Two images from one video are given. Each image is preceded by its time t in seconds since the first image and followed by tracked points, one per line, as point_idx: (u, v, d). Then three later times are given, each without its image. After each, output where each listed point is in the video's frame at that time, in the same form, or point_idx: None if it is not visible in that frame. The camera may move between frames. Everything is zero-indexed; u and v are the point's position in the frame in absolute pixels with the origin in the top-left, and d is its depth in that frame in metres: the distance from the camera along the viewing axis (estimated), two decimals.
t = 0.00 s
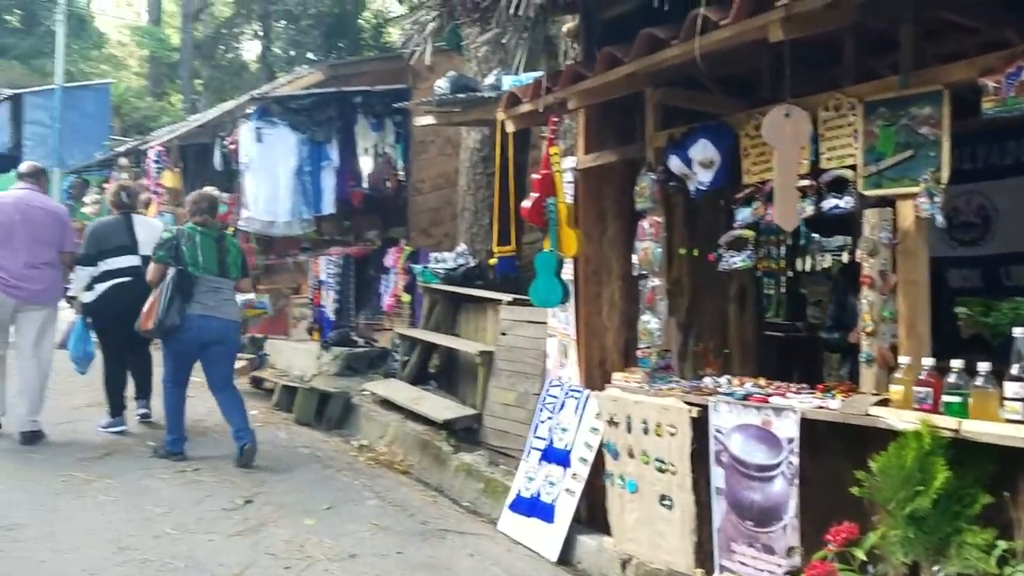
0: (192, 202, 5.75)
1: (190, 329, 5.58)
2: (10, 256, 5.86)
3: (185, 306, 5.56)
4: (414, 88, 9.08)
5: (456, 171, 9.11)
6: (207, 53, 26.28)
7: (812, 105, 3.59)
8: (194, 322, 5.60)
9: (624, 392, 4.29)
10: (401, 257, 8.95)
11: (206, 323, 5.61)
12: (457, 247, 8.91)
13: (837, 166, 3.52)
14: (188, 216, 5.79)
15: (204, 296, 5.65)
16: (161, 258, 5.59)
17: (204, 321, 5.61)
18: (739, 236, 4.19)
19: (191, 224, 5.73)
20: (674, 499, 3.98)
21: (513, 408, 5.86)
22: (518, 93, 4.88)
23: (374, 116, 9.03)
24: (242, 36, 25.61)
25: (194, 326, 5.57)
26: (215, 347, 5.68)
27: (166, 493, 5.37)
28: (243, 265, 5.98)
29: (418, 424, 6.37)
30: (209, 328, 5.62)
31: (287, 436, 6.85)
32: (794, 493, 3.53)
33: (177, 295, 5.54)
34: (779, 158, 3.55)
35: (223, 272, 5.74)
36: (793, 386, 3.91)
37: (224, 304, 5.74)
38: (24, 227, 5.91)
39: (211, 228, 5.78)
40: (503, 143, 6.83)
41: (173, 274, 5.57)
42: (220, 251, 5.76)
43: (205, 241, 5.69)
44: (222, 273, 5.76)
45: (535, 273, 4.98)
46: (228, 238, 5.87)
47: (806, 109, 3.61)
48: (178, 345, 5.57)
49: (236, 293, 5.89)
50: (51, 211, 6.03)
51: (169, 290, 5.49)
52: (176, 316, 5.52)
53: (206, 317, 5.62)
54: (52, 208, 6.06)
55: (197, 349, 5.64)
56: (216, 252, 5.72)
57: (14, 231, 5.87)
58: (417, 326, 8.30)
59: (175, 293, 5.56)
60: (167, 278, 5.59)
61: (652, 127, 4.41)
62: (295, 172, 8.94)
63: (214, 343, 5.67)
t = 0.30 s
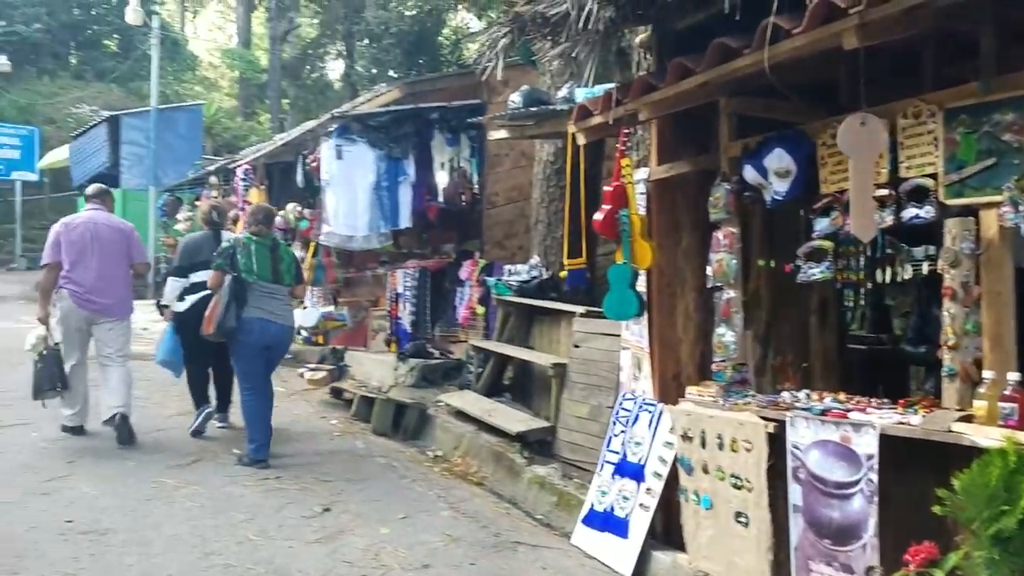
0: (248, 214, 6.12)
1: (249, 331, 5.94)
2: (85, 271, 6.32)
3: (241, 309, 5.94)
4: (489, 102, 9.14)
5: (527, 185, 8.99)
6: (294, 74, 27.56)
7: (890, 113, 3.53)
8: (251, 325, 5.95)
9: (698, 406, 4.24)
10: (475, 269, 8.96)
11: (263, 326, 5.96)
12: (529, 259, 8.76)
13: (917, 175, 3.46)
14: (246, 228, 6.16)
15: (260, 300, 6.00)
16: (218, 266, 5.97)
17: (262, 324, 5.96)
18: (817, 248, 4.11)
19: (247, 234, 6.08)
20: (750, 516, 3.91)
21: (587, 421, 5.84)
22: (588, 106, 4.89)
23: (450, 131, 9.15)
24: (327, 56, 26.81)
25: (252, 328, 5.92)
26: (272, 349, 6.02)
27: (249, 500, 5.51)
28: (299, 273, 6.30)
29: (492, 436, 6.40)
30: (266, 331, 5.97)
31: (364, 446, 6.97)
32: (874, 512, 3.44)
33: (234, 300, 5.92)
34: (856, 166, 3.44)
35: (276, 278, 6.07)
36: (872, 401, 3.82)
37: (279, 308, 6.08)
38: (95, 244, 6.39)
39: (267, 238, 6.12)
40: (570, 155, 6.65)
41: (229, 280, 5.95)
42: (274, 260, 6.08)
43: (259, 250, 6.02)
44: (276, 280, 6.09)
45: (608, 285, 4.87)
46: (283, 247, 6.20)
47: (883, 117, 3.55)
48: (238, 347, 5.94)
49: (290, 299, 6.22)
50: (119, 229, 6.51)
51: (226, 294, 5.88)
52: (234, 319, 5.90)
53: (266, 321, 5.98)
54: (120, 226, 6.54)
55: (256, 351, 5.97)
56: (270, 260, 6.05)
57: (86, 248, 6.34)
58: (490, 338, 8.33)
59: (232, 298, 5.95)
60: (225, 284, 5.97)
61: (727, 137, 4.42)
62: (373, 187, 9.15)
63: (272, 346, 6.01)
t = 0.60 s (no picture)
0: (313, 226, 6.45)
1: (316, 338, 6.29)
2: (161, 274, 6.95)
3: (311, 318, 6.27)
4: (563, 111, 9.21)
5: (604, 192, 9.29)
6: (374, 87, 28.38)
7: (974, 117, 3.42)
8: (318, 332, 6.30)
9: (778, 418, 4.14)
10: (549, 277, 8.93)
11: (330, 333, 6.31)
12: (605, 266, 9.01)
13: (1004, 179, 3.34)
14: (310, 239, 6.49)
15: (327, 309, 6.35)
16: (289, 276, 6.30)
17: (329, 331, 6.31)
18: (900, 254, 3.98)
19: (314, 246, 6.43)
20: (831, 531, 3.81)
21: (662, 431, 5.78)
22: (662, 112, 4.84)
23: (524, 141, 9.15)
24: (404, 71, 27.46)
25: (320, 335, 6.27)
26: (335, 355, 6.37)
27: (327, 505, 5.61)
28: (357, 282, 6.65)
29: (565, 445, 6.38)
30: (332, 338, 6.32)
31: (439, 453, 7.03)
32: (960, 527, 3.32)
33: (305, 309, 6.26)
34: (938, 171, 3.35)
35: (342, 287, 6.43)
36: (960, 413, 3.69)
37: (342, 316, 6.44)
38: (169, 249, 7.01)
39: (330, 249, 6.47)
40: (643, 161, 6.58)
41: (299, 290, 6.29)
42: (338, 270, 6.44)
43: (326, 260, 6.38)
44: (339, 288, 6.45)
45: (686, 294, 4.79)
46: (344, 257, 6.56)
47: (968, 120, 3.44)
48: (306, 353, 6.28)
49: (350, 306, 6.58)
50: (189, 234, 7.16)
51: (298, 304, 6.21)
52: (304, 327, 6.23)
53: (332, 328, 6.33)
54: (190, 233, 7.20)
55: (320, 357, 6.32)
56: (336, 270, 6.40)
57: (161, 254, 6.98)
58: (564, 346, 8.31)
59: (301, 307, 6.28)
60: (294, 293, 6.29)
61: (804, 141, 4.28)
62: (448, 198, 9.21)
63: (335, 351, 6.37)
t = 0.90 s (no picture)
0: (375, 240, 6.71)
1: (377, 346, 6.51)
2: (240, 295, 7.18)
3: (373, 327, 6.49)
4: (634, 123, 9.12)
5: (677, 205, 9.08)
6: (446, 104, 28.72)
7: None
8: (379, 341, 6.53)
9: (861, 435, 4.03)
10: (621, 291, 8.87)
11: (390, 342, 6.52)
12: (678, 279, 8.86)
13: None
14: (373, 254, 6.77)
15: (388, 319, 6.56)
16: (353, 287, 6.55)
17: (388, 340, 6.52)
18: (987, 267, 3.83)
19: (376, 259, 6.68)
20: (917, 553, 3.68)
21: (741, 448, 5.67)
22: (737, 123, 4.79)
23: (595, 154, 9.08)
24: (477, 87, 27.75)
25: (381, 344, 6.49)
26: (393, 363, 6.58)
27: (402, 518, 5.64)
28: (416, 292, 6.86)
29: (640, 461, 6.30)
30: (390, 347, 6.53)
31: (512, 468, 7.02)
32: None
33: (368, 318, 6.48)
34: None
35: (402, 298, 6.64)
36: None
37: (402, 325, 6.64)
38: (248, 271, 7.23)
39: (390, 261, 6.71)
40: (718, 174, 6.55)
41: (363, 301, 6.52)
42: (399, 282, 6.66)
43: (388, 273, 6.63)
44: (399, 300, 6.65)
45: (762, 307, 4.63)
46: (404, 269, 6.78)
47: None
48: (366, 360, 6.52)
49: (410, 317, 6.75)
50: (268, 257, 7.38)
51: (362, 314, 6.43)
52: (367, 335, 6.46)
53: (392, 337, 6.54)
54: (269, 256, 7.42)
55: (379, 363, 6.55)
56: (397, 282, 6.62)
57: (242, 276, 7.22)
58: (637, 361, 8.24)
59: (365, 317, 6.50)
60: (358, 304, 6.52)
61: (887, 151, 4.18)
62: (519, 213, 9.30)
63: (393, 359, 6.58)
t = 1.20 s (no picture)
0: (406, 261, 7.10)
1: (408, 362, 6.80)
2: (296, 305, 7.68)
3: (404, 343, 6.78)
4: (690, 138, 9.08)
5: (733, 220, 9.11)
6: (500, 122, 28.87)
7: None
8: (411, 357, 6.81)
9: (926, 456, 3.93)
10: (676, 307, 8.82)
11: (421, 358, 6.80)
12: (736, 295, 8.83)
13: None
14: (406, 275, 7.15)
15: (419, 335, 6.86)
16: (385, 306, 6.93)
17: (419, 356, 6.81)
18: None
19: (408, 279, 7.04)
20: None
21: (802, 468, 5.56)
22: (795, 137, 4.74)
23: (649, 170, 9.04)
24: (530, 104, 27.87)
25: (412, 359, 6.77)
26: (425, 378, 6.86)
27: (458, 536, 5.65)
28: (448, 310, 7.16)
29: (699, 480, 6.23)
30: (422, 361, 6.82)
31: (568, 486, 6.99)
32: None
33: (399, 334, 6.80)
34: None
35: (433, 315, 6.95)
36: None
37: (434, 342, 6.94)
38: (305, 285, 7.71)
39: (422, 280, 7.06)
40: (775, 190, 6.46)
41: (395, 317, 6.86)
42: (429, 300, 7.00)
43: (418, 291, 6.98)
44: (430, 316, 6.98)
45: (823, 325, 4.51)
46: (435, 288, 7.12)
47: None
48: (399, 375, 6.81)
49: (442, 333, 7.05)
50: (326, 272, 7.83)
51: (392, 329, 6.76)
52: (398, 351, 6.75)
53: (422, 353, 6.84)
54: (327, 270, 7.88)
55: (411, 378, 6.83)
56: (427, 300, 6.97)
57: (298, 287, 7.70)
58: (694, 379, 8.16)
59: (396, 333, 6.83)
60: (390, 321, 6.88)
61: (950, 165, 4.03)
62: (571, 229, 9.28)
63: (425, 374, 6.86)
